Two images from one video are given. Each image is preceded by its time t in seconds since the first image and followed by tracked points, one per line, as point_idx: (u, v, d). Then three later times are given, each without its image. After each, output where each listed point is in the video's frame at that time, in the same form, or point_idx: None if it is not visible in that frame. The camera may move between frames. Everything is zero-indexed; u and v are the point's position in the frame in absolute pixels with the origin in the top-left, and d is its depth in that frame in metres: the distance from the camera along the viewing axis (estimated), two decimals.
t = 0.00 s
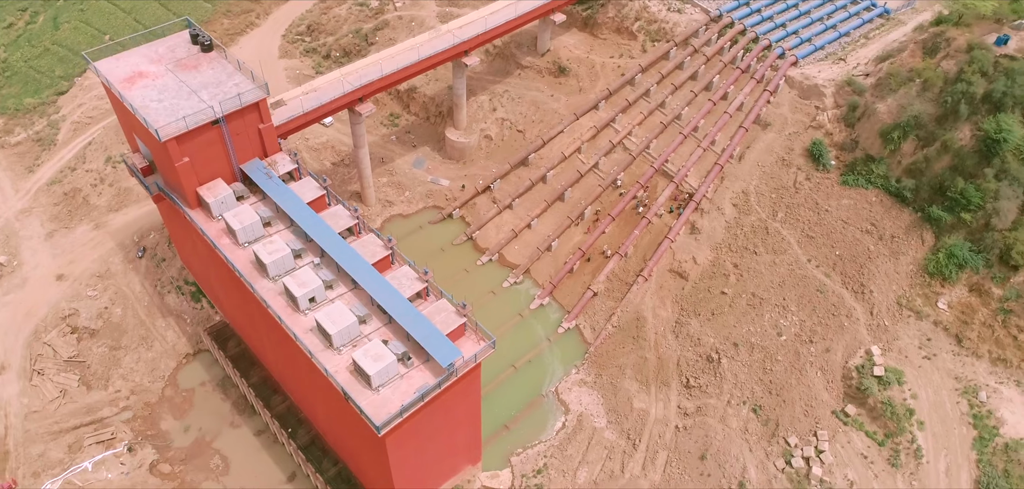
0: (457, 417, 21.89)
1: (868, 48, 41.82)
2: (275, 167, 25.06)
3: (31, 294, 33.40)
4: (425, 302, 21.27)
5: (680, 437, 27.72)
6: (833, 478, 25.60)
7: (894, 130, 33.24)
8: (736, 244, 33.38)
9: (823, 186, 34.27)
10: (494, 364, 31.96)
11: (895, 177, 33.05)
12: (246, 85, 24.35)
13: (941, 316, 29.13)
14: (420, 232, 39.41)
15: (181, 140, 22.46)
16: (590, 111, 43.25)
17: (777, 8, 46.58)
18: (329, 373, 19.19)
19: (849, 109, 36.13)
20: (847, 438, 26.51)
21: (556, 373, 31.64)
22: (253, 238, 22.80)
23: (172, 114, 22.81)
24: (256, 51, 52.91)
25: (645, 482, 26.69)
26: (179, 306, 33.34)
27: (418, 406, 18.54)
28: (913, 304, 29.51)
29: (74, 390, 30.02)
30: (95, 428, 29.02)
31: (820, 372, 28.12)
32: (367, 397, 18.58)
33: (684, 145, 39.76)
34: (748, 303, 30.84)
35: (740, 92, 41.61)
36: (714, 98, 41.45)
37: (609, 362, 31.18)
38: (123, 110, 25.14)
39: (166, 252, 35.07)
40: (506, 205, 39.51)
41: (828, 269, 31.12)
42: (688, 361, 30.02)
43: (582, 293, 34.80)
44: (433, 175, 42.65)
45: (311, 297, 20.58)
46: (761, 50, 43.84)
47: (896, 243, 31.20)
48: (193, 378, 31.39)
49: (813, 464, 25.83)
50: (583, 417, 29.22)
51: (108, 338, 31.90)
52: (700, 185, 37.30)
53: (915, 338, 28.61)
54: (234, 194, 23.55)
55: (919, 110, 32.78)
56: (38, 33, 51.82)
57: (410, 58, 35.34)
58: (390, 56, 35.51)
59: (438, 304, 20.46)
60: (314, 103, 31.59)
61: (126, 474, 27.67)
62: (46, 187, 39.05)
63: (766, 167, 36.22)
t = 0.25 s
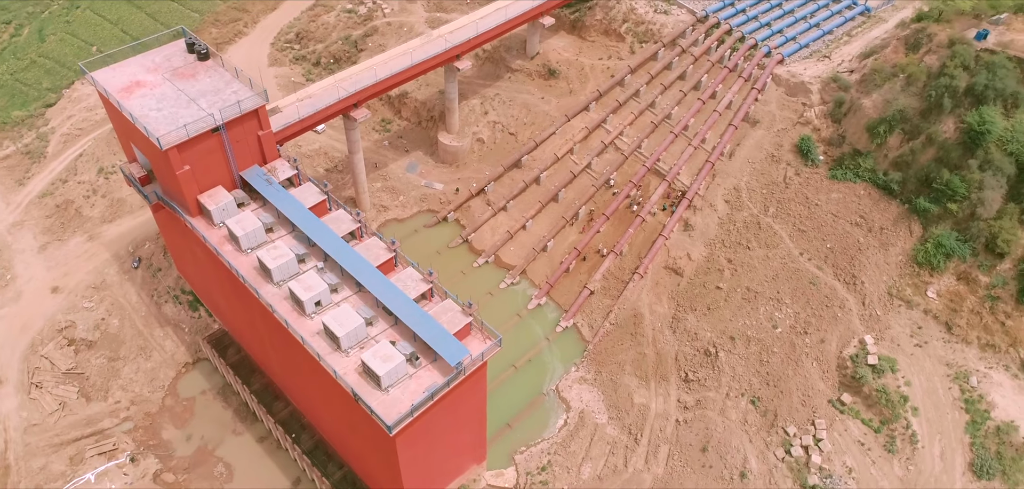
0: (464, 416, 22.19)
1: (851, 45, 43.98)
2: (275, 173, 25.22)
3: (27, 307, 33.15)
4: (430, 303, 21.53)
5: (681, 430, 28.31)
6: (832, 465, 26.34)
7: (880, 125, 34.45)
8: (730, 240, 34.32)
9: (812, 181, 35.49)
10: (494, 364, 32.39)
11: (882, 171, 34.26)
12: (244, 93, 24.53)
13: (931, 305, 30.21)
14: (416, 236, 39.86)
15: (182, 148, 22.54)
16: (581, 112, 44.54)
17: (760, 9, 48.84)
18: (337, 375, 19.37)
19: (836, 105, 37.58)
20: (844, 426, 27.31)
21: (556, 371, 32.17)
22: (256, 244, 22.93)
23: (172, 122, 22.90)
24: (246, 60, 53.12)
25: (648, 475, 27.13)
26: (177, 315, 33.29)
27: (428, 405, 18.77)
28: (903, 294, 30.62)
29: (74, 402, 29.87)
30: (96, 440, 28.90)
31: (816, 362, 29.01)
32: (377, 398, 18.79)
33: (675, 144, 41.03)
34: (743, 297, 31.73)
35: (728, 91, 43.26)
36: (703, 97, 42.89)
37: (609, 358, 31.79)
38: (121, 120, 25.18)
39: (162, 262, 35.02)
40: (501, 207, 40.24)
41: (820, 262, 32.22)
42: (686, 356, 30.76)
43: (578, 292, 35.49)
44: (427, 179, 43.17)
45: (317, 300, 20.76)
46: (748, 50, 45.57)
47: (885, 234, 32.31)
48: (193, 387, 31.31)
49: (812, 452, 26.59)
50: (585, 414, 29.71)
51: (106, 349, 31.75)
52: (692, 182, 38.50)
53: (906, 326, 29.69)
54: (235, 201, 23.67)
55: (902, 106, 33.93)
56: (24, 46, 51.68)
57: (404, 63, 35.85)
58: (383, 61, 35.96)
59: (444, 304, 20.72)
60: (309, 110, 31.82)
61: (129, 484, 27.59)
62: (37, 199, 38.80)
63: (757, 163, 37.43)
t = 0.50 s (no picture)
0: (470, 414, 22.47)
1: (835, 42, 45.58)
2: (274, 179, 25.35)
3: (22, 319, 32.91)
4: (433, 304, 21.75)
5: (681, 423, 28.98)
6: (830, 454, 27.10)
7: (866, 120, 36.17)
8: (723, 236, 35.40)
9: (801, 176, 36.98)
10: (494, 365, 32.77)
11: (869, 165, 35.88)
12: (242, 100, 24.65)
13: (920, 295, 31.31)
14: (411, 239, 40.19)
15: (182, 156, 22.62)
16: (573, 114, 45.83)
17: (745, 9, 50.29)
18: (345, 377, 19.55)
19: (822, 102, 39.08)
20: (840, 415, 28.13)
21: (555, 370, 32.67)
22: (258, 250, 23.05)
23: (171, 130, 22.98)
24: (235, 68, 53.30)
25: (650, 469, 27.80)
26: (174, 324, 33.21)
27: (436, 404, 19.01)
28: (893, 284, 31.71)
29: (73, 414, 29.73)
30: (96, 451, 28.81)
31: (811, 354, 29.90)
32: (386, 398, 19.00)
33: (666, 143, 42.24)
34: (738, 292, 32.65)
35: (716, 89, 44.79)
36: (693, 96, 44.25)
37: (607, 356, 32.42)
38: (118, 129, 25.21)
39: (157, 271, 34.96)
40: (495, 209, 40.82)
41: (812, 254, 33.38)
42: (683, 351, 31.44)
43: (574, 291, 36.05)
44: (420, 183, 43.60)
45: (322, 304, 20.92)
46: (735, 49, 47.03)
47: (874, 227, 33.62)
48: (193, 395, 31.21)
49: (810, 442, 27.29)
50: (586, 411, 30.32)
51: (104, 360, 31.60)
52: (684, 180, 39.67)
53: (897, 316, 30.79)
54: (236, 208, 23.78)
55: (887, 100, 35.67)
56: (9, 57, 51.33)
57: (397, 67, 36.36)
58: (376, 66, 36.41)
59: (449, 304, 20.98)
60: (304, 116, 32.13)
61: None
62: (28, 211, 38.52)
63: (747, 160, 38.84)
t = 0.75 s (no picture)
0: (474, 413, 22.76)
1: (817, 40, 47.15)
2: (271, 185, 25.46)
3: (15, 333, 32.65)
4: (436, 304, 22.01)
5: (679, 417, 29.63)
6: (827, 442, 27.99)
7: (851, 115, 37.39)
8: (715, 231, 36.38)
9: (790, 171, 38.10)
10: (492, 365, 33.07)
11: (854, 158, 37.01)
12: (239, 107, 24.74)
13: (908, 284, 32.52)
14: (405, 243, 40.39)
15: (180, 164, 22.68)
16: (562, 115, 46.23)
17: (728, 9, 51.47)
18: (351, 379, 19.73)
19: (807, 98, 40.38)
20: (835, 404, 29.11)
21: (553, 368, 33.07)
22: (258, 256, 23.15)
23: (168, 138, 23.02)
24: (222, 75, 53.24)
25: (651, 462, 28.40)
26: (170, 334, 33.08)
27: (443, 402, 19.26)
28: (882, 275, 32.89)
29: (71, 426, 29.59)
30: (97, 463, 28.72)
31: (804, 345, 30.82)
32: (393, 398, 19.22)
33: (655, 142, 43.13)
34: (731, 286, 33.56)
35: (703, 88, 45.93)
36: (680, 94, 45.27)
37: (604, 352, 32.95)
38: (113, 138, 25.18)
39: (151, 281, 34.78)
40: (488, 211, 41.19)
41: (802, 247, 34.48)
42: (679, 345, 32.20)
43: (569, 289, 36.59)
44: (412, 187, 43.89)
45: (325, 307, 21.08)
46: (720, 48, 48.24)
47: (862, 219, 34.78)
48: (191, 404, 31.10)
49: (806, 431, 28.20)
50: (586, 408, 30.79)
51: (100, 371, 31.45)
52: (674, 178, 40.54)
53: (886, 306, 31.85)
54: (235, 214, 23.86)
55: (870, 95, 36.87)
56: None
57: (388, 72, 36.79)
58: (367, 71, 36.76)
59: (452, 304, 21.25)
60: (298, 122, 32.35)
61: None
62: (17, 224, 38.14)
63: (736, 156, 39.95)
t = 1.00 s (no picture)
0: (478, 412, 23.08)
1: (798, 40, 48.62)
2: (268, 192, 25.58)
3: (8, 348, 32.34)
4: (438, 306, 22.27)
5: (677, 411, 30.30)
6: (822, 431, 28.76)
7: (835, 111, 38.29)
8: (706, 228, 37.34)
9: (776, 167, 39.19)
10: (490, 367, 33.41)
11: (839, 153, 38.13)
12: (234, 115, 24.85)
13: (895, 275, 33.76)
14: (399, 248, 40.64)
15: (178, 173, 22.72)
16: (550, 117, 46.72)
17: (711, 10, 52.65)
18: (356, 382, 19.91)
19: (791, 96, 41.58)
20: (828, 394, 29.97)
21: (550, 368, 33.56)
22: (258, 263, 23.26)
23: (165, 147, 23.05)
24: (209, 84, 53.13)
25: (651, 457, 28.89)
26: (166, 344, 32.94)
27: (449, 402, 19.52)
28: (869, 267, 34.08)
29: (69, 440, 29.39)
30: (95, 476, 28.53)
31: (796, 336, 31.78)
32: (400, 399, 19.45)
33: (643, 142, 43.94)
34: (723, 281, 34.45)
35: (689, 88, 46.89)
36: (667, 95, 46.21)
37: (600, 351, 33.57)
38: (107, 149, 25.13)
39: (145, 292, 34.62)
40: (480, 214, 41.52)
41: (791, 241, 35.55)
42: (674, 341, 32.93)
43: (564, 289, 37.15)
44: (403, 192, 44.16)
45: (328, 311, 21.25)
46: (704, 49, 49.33)
47: (848, 213, 35.90)
48: (189, 414, 30.98)
49: (801, 421, 28.91)
50: (584, 406, 31.29)
51: (96, 384, 31.25)
52: (663, 177, 41.31)
53: (875, 297, 33.01)
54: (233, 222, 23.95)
55: (853, 95, 37.79)
56: None
57: (379, 78, 37.21)
58: (358, 77, 37.06)
59: (454, 305, 21.53)
60: (291, 129, 32.48)
61: None
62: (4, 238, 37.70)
63: (723, 154, 40.97)
